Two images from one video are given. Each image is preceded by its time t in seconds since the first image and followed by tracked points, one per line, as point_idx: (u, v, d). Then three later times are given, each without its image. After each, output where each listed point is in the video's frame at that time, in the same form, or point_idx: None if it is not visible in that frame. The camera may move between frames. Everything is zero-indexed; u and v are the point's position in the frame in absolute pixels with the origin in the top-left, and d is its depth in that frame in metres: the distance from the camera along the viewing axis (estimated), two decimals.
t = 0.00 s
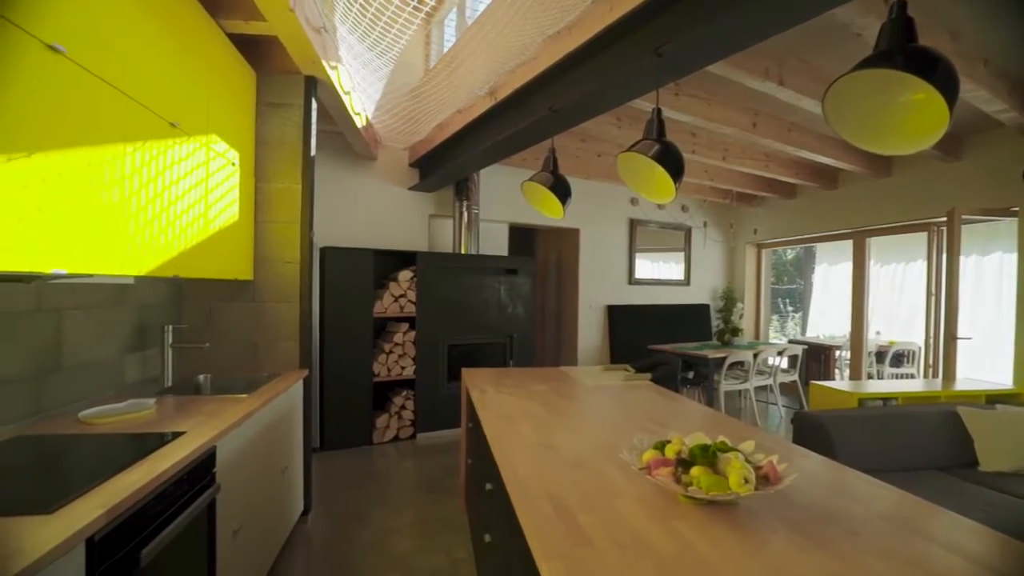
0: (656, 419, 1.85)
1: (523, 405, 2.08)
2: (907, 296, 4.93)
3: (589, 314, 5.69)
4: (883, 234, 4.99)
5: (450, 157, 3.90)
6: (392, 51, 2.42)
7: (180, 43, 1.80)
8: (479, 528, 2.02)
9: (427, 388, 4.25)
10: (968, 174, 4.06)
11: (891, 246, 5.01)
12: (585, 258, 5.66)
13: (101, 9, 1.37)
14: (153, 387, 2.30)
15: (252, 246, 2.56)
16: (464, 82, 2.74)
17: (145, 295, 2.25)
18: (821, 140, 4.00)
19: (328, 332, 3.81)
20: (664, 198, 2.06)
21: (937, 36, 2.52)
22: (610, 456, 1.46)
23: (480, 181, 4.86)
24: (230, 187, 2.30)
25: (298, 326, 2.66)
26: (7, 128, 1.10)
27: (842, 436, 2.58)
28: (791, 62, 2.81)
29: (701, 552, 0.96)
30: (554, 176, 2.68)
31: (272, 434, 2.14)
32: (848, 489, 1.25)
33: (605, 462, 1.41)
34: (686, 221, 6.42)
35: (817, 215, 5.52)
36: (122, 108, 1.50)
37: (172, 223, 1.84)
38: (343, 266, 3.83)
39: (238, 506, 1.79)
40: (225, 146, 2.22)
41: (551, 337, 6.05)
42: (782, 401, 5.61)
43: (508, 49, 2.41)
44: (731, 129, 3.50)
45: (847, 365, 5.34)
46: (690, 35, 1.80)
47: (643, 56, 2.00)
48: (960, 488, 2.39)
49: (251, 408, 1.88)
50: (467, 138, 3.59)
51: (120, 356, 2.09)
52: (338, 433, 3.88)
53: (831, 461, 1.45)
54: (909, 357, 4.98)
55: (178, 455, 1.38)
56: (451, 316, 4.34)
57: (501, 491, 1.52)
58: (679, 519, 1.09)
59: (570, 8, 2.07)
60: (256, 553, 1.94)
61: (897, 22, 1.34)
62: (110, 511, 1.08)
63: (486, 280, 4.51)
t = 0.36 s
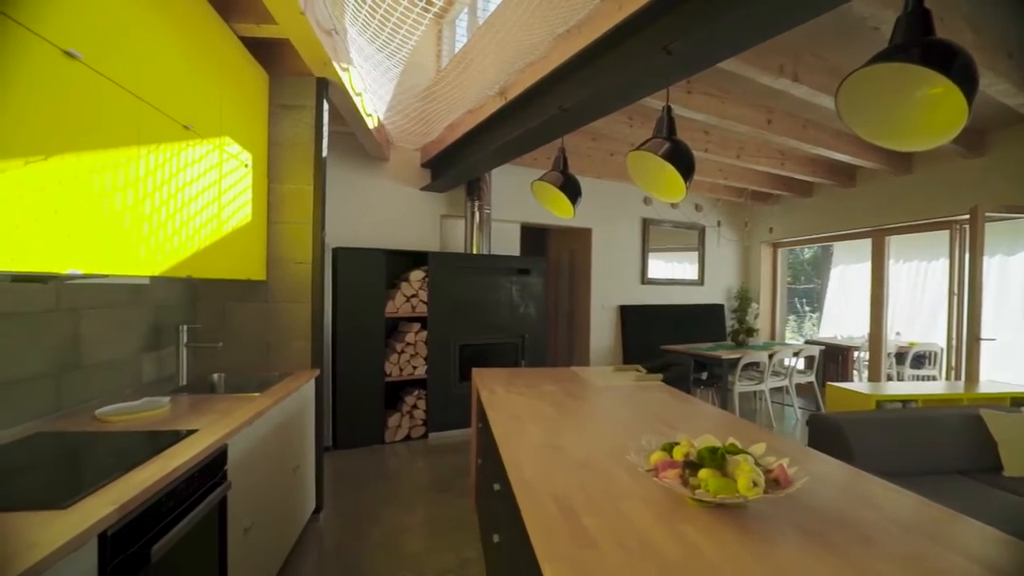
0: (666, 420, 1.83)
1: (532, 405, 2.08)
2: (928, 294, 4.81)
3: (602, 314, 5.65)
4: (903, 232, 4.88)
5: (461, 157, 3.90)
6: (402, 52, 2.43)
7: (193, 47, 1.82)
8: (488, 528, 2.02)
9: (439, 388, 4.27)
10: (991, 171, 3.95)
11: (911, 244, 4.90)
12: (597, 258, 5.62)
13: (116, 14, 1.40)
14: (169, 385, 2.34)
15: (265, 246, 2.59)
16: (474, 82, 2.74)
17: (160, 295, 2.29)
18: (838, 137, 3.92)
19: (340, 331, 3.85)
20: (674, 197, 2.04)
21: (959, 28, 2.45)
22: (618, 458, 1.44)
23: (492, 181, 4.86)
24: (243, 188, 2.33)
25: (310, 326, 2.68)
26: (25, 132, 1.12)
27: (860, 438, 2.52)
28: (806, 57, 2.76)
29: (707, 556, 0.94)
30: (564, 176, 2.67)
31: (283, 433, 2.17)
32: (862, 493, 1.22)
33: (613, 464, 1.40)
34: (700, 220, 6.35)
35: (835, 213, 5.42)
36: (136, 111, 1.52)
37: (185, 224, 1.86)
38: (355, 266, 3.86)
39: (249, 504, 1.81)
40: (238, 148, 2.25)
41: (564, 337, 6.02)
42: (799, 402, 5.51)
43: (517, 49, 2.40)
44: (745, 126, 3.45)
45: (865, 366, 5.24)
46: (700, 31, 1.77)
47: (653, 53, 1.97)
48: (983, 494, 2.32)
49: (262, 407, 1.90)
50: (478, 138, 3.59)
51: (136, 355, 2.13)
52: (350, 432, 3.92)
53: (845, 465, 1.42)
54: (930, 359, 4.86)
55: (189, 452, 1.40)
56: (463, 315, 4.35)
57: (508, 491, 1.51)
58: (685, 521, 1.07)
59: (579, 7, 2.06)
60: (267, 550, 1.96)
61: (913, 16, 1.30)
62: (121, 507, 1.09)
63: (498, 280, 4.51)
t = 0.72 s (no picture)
0: (676, 421, 1.81)
1: (541, 405, 2.07)
2: (951, 292, 4.65)
3: (615, 314, 5.61)
4: (923, 230, 4.77)
5: (472, 158, 3.91)
6: (412, 53, 2.44)
7: (207, 51, 1.86)
8: (497, 528, 2.01)
9: (451, 387, 4.28)
10: (1016, 167, 3.84)
11: (933, 242, 4.79)
12: (609, 258, 5.59)
13: (131, 20, 1.43)
14: (184, 384, 2.38)
15: (278, 247, 2.62)
16: (484, 83, 2.74)
17: (176, 295, 2.33)
18: (856, 134, 3.84)
19: (353, 331, 3.88)
20: (685, 196, 2.02)
21: (981, 20, 2.39)
22: (626, 459, 1.43)
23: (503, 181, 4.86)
24: (256, 189, 2.36)
25: (322, 326, 2.71)
26: (44, 136, 1.15)
27: (878, 442, 2.46)
28: (822, 52, 2.71)
29: (714, 560, 0.92)
30: (574, 175, 2.66)
31: (295, 431, 2.19)
32: (876, 497, 1.19)
33: (621, 465, 1.38)
34: (714, 219, 6.27)
35: (854, 212, 5.31)
36: (151, 114, 1.55)
37: (199, 225, 1.89)
38: (367, 266, 3.89)
39: (261, 501, 1.83)
40: (251, 150, 2.29)
41: (576, 337, 6.00)
42: (816, 404, 5.42)
43: (527, 49, 2.40)
44: (759, 124, 3.40)
45: (885, 368, 5.13)
46: (711, 28, 1.74)
47: (664, 50, 1.95)
48: (1007, 500, 2.25)
49: (274, 406, 1.92)
50: (490, 138, 3.59)
51: (152, 354, 2.17)
52: (363, 431, 3.95)
53: (859, 468, 1.39)
54: (953, 360, 4.73)
55: (201, 451, 1.42)
56: (475, 315, 4.36)
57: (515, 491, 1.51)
58: (693, 525, 1.06)
59: (589, 5, 2.04)
60: (278, 547, 1.99)
61: (932, 7, 1.27)
62: (133, 504, 1.11)
63: (510, 280, 4.51)
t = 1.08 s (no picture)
0: (688, 423, 1.79)
1: (551, 406, 2.06)
2: (975, 289, 4.48)
3: (628, 315, 5.57)
4: (946, 229, 4.65)
5: (484, 158, 3.92)
6: (423, 54, 2.45)
7: (221, 54, 1.89)
8: (507, 528, 2.01)
9: (463, 387, 4.29)
10: None
11: (955, 241, 4.65)
12: (622, 258, 5.55)
13: (144, 25, 1.45)
14: (200, 382, 2.42)
15: (292, 247, 2.66)
16: (495, 83, 2.74)
17: (192, 295, 2.38)
18: (875, 130, 3.76)
19: (366, 330, 3.91)
20: (696, 194, 1.99)
21: (1007, 12, 2.31)
22: (635, 460, 1.42)
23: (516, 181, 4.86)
24: (270, 191, 2.39)
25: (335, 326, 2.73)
26: (60, 140, 1.18)
27: (898, 446, 2.41)
28: (839, 47, 2.65)
29: (721, 564, 0.91)
30: (585, 175, 2.64)
31: (308, 430, 2.21)
32: (893, 502, 1.16)
33: (629, 466, 1.37)
34: (730, 218, 6.18)
35: (874, 210, 5.20)
36: (166, 117, 1.58)
37: (213, 226, 1.92)
38: (380, 267, 3.92)
39: (273, 499, 1.85)
40: (265, 152, 2.32)
41: (589, 338, 5.97)
42: (835, 406, 5.31)
43: (537, 48, 2.39)
44: (775, 121, 3.34)
45: (906, 369, 5.02)
46: (723, 24, 1.72)
47: (675, 47, 1.92)
48: None
49: (286, 404, 1.95)
50: (502, 138, 3.59)
51: (168, 352, 2.22)
52: (376, 430, 3.98)
53: (875, 472, 1.35)
54: (979, 361, 4.49)
55: (213, 448, 1.44)
56: (487, 315, 4.36)
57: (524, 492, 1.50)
58: (701, 528, 1.04)
59: (599, 3, 2.03)
60: (291, 544, 2.01)
61: None
62: (146, 500, 1.13)
63: (523, 280, 4.51)
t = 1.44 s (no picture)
0: (700, 424, 1.77)
1: (562, 406, 2.05)
2: (1000, 291, 4.39)
3: (642, 315, 5.53)
4: (971, 227, 4.53)
5: (497, 158, 3.92)
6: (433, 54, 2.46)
7: (235, 58, 1.92)
8: (517, 528, 2.01)
9: (475, 387, 4.30)
10: None
11: (979, 241, 4.53)
12: (636, 257, 5.51)
13: (159, 30, 1.49)
14: (215, 380, 2.47)
15: (305, 248, 2.69)
16: (507, 83, 2.73)
17: (208, 295, 2.42)
18: (896, 126, 3.67)
19: (379, 329, 3.95)
20: (708, 192, 1.97)
21: None
22: (644, 462, 1.40)
23: (528, 180, 4.85)
24: (284, 192, 2.42)
25: (348, 325, 2.76)
26: (77, 143, 1.22)
27: (919, 450, 2.34)
28: (857, 41, 2.60)
29: (729, 567, 0.90)
30: (597, 174, 2.63)
31: (320, 429, 2.24)
32: (911, 507, 1.13)
33: (639, 468, 1.36)
34: (745, 217, 6.09)
35: (895, 208, 5.08)
36: (181, 119, 1.62)
37: (227, 227, 1.95)
38: (393, 267, 3.95)
39: (286, 497, 1.88)
40: (279, 153, 2.35)
41: (603, 338, 5.93)
42: (854, 408, 5.20)
43: (548, 47, 2.38)
44: (791, 118, 3.29)
45: (929, 371, 4.90)
46: (734, 20, 1.69)
47: (686, 44, 1.90)
48: None
49: (299, 403, 1.97)
50: (514, 138, 3.59)
51: (185, 351, 2.26)
52: (389, 429, 4.01)
53: (894, 477, 1.31)
54: (1005, 364, 4.42)
55: (227, 446, 1.47)
56: (500, 315, 4.36)
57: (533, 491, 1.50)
58: (711, 531, 1.03)
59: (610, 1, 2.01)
60: (304, 541, 2.03)
61: None
62: (160, 495, 1.15)
63: (536, 280, 4.50)
